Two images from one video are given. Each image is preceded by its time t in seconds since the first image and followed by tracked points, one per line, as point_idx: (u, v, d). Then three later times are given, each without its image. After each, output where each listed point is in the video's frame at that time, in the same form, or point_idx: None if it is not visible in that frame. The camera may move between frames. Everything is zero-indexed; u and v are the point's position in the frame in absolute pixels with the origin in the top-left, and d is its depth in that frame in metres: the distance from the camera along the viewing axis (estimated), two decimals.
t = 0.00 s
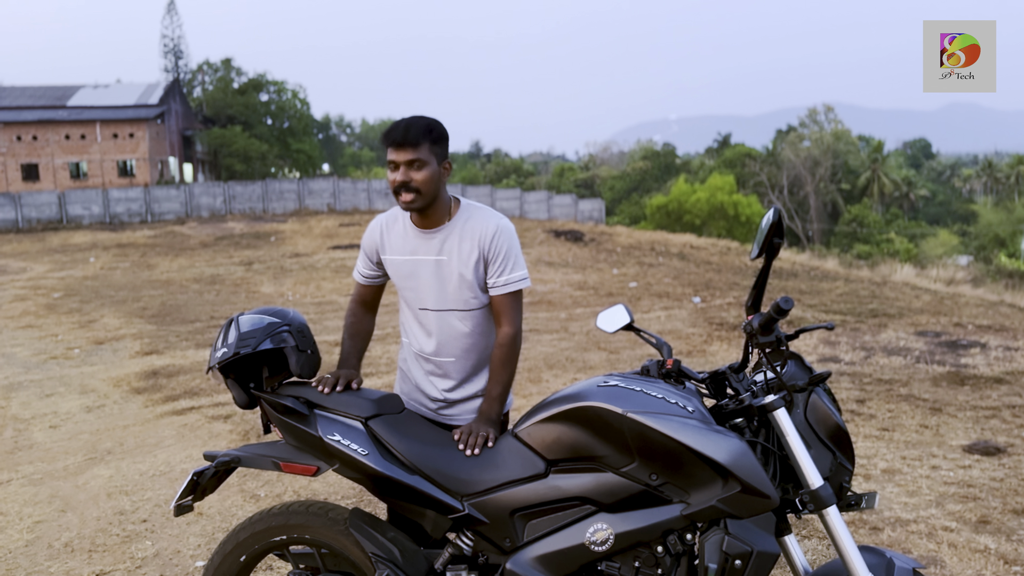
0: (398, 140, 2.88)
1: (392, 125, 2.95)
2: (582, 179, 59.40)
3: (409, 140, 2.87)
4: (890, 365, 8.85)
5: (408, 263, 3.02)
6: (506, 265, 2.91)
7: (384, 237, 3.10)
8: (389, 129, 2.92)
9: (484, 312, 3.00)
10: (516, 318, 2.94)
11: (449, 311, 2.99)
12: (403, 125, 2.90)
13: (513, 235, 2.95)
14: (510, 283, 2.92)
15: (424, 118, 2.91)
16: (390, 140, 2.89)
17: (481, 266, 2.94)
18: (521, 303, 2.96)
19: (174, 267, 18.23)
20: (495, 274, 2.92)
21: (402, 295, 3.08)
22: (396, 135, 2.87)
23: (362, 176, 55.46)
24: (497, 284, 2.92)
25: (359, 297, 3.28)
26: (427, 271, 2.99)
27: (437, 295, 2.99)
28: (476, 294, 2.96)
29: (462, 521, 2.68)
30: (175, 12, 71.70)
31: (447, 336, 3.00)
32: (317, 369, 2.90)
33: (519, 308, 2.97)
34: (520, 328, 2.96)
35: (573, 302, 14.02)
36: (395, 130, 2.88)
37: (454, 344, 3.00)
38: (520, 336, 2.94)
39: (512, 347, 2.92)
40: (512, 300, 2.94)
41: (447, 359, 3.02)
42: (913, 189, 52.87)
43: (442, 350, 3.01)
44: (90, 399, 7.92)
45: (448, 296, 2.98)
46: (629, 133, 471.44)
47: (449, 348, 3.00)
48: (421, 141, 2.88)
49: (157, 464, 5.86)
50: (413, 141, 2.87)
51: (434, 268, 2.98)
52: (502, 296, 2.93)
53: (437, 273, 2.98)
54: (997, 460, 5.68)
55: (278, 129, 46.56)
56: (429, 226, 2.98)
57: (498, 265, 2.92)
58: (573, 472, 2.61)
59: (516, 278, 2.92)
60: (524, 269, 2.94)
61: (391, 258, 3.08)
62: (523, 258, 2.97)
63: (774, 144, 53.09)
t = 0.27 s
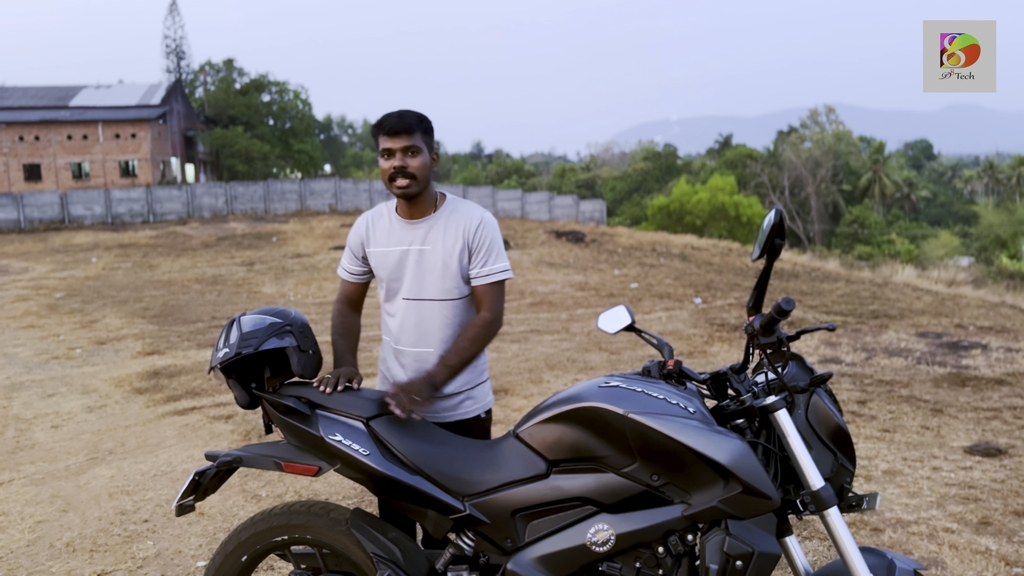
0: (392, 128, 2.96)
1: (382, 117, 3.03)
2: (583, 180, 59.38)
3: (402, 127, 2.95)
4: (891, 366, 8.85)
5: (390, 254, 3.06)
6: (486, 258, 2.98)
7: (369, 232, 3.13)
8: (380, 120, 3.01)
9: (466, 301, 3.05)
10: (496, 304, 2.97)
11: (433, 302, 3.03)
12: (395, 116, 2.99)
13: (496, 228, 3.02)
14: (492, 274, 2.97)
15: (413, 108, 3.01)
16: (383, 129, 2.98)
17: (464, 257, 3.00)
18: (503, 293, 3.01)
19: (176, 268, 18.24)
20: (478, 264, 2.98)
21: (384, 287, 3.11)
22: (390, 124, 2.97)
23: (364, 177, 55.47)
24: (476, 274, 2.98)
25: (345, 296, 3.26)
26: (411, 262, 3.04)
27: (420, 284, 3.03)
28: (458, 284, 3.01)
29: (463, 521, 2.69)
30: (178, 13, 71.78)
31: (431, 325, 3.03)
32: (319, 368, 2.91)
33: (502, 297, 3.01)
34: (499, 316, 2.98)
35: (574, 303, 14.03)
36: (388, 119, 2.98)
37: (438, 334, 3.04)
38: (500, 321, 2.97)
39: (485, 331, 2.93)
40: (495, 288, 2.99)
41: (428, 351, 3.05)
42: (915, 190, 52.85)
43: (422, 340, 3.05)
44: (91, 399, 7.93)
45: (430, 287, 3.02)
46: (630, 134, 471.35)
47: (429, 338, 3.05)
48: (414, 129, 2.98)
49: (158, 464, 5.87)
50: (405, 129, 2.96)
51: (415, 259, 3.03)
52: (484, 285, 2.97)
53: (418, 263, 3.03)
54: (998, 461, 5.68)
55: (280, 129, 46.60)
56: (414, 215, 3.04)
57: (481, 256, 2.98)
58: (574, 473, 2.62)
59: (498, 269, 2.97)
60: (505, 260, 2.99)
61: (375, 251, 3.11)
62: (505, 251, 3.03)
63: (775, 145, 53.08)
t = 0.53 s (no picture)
0: (373, 139, 2.95)
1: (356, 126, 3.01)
2: (585, 181, 59.37)
3: (382, 136, 2.94)
4: (892, 367, 8.85)
5: (378, 252, 3.05)
6: (476, 249, 3.03)
7: (355, 232, 3.12)
8: (357, 128, 2.97)
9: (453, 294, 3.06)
10: (485, 288, 3.03)
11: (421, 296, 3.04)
12: (373, 124, 2.97)
13: (482, 221, 3.08)
14: (479, 265, 3.02)
15: (388, 113, 2.99)
16: (362, 139, 2.96)
17: (453, 250, 3.03)
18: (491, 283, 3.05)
19: (178, 268, 18.26)
20: (466, 255, 3.02)
21: (372, 285, 3.10)
22: (369, 133, 2.95)
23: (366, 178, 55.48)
24: (465, 266, 3.02)
25: (334, 297, 3.22)
26: (400, 259, 3.04)
27: (408, 279, 3.04)
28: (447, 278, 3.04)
29: (465, 522, 2.69)
30: (180, 13, 71.88)
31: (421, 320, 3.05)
32: (320, 368, 2.91)
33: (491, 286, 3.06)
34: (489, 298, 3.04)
35: (576, 304, 14.04)
36: (367, 127, 2.96)
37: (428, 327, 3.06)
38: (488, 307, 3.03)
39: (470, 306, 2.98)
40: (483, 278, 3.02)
41: (418, 343, 3.08)
42: (916, 191, 52.85)
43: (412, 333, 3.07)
44: (93, 399, 7.93)
45: (418, 282, 3.03)
46: (632, 135, 471.35)
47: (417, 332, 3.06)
48: (394, 134, 2.97)
49: (160, 464, 5.88)
50: (386, 136, 2.95)
51: (403, 255, 3.04)
52: (472, 275, 3.01)
53: (407, 259, 3.04)
54: (999, 463, 5.67)
55: (282, 130, 46.65)
56: (401, 214, 3.04)
57: (469, 248, 3.02)
58: (577, 473, 2.61)
59: (485, 261, 3.01)
60: (491, 253, 3.04)
61: (361, 251, 3.10)
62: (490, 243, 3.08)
63: (777, 146, 53.07)
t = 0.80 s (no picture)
0: (372, 141, 2.94)
1: (361, 120, 3.01)
2: (586, 181, 59.39)
3: (382, 142, 2.95)
4: (894, 369, 8.84)
5: (367, 255, 3.05)
6: (464, 250, 3.02)
7: (342, 235, 3.11)
8: (358, 128, 2.97)
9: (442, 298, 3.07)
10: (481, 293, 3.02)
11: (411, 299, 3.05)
12: (377, 124, 2.96)
13: (469, 222, 3.08)
14: (469, 266, 3.01)
15: (392, 117, 2.99)
16: (363, 139, 2.95)
17: (441, 253, 3.03)
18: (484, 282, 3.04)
19: (180, 268, 18.27)
20: (455, 256, 3.02)
21: (360, 289, 3.10)
22: (371, 135, 2.94)
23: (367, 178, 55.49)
24: (456, 266, 3.01)
25: (326, 300, 3.20)
26: (388, 263, 3.04)
27: (397, 282, 3.04)
28: (437, 281, 3.04)
29: (467, 522, 2.69)
30: (182, 13, 71.92)
31: (412, 323, 3.06)
32: (323, 369, 2.91)
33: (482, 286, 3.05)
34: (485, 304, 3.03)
35: (577, 304, 14.04)
36: (368, 129, 2.96)
37: (420, 329, 3.07)
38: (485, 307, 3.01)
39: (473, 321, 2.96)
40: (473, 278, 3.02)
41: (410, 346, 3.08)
42: (918, 192, 52.84)
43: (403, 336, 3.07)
44: (95, 399, 7.93)
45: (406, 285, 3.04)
46: (633, 136, 471.38)
47: (407, 335, 3.06)
48: (393, 141, 2.97)
49: (162, 463, 5.88)
50: (386, 142, 2.95)
51: (392, 258, 3.04)
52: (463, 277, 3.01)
53: (397, 263, 3.04)
54: (1002, 464, 5.66)
55: (284, 130, 46.70)
56: (389, 217, 3.04)
57: (457, 250, 3.02)
58: (580, 474, 2.61)
59: (474, 261, 3.02)
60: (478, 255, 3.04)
61: (350, 254, 3.09)
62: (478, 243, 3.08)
63: (779, 147, 53.07)
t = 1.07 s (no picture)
0: (370, 146, 2.95)
1: (358, 126, 3.02)
2: (587, 182, 59.38)
3: (379, 146, 2.95)
4: (895, 370, 8.84)
5: (369, 257, 3.05)
6: (468, 254, 3.05)
7: (345, 236, 3.10)
8: (357, 132, 2.98)
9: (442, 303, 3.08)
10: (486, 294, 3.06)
11: (410, 302, 3.05)
12: (375, 130, 2.97)
13: (472, 226, 3.09)
14: (473, 269, 3.04)
15: (391, 122, 2.99)
16: (360, 144, 2.96)
17: (443, 257, 3.04)
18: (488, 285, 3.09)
19: (182, 268, 18.29)
20: (459, 261, 3.04)
21: (361, 290, 3.10)
22: (368, 140, 2.95)
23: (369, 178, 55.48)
24: (459, 268, 3.04)
25: (325, 299, 3.18)
26: (390, 265, 3.04)
27: (397, 284, 3.05)
28: (438, 285, 3.05)
29: (469, 522, 2.69)
30: (184, 14, 71.97)
31: (411, 326, 3.06)
32: (325, 369, 2.91)
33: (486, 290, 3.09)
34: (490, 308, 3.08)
35: (579, 305, 14.04)
36: (367, 133, 2.96)
37: (419, 332, 3.06)
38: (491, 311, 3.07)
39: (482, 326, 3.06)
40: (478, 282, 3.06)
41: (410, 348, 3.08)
42: (920, 194, 52.83)
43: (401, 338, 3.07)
44: (97, 399, 7.94)
45: (406, 288, 3.04)
46: (635, 137, 471.34)
47: (406, 338, 3.06)
48: (391, 146, 2.97)
49: (163, 463, 5.88)
50: (383, 147, 2.95)
51: (393, 261, 3.04)
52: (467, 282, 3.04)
53: (398, 265, 3.04)
54: (1003, 466, 5.66)
55: (285, 130, 46.74)
56: (391, 219, 3.04)
57: (461, 253, 3.04)
58: (581, 474, 2.61)
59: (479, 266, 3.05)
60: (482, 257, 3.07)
61: (352, 255, 3.08)
62: (481, 247, 3.09)
63: (780, 148, 53.08)
